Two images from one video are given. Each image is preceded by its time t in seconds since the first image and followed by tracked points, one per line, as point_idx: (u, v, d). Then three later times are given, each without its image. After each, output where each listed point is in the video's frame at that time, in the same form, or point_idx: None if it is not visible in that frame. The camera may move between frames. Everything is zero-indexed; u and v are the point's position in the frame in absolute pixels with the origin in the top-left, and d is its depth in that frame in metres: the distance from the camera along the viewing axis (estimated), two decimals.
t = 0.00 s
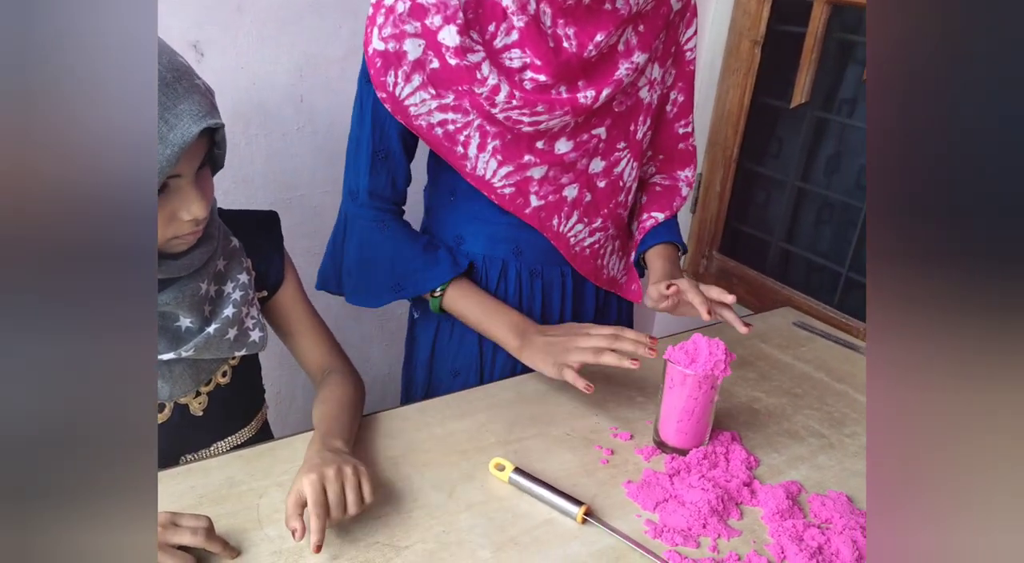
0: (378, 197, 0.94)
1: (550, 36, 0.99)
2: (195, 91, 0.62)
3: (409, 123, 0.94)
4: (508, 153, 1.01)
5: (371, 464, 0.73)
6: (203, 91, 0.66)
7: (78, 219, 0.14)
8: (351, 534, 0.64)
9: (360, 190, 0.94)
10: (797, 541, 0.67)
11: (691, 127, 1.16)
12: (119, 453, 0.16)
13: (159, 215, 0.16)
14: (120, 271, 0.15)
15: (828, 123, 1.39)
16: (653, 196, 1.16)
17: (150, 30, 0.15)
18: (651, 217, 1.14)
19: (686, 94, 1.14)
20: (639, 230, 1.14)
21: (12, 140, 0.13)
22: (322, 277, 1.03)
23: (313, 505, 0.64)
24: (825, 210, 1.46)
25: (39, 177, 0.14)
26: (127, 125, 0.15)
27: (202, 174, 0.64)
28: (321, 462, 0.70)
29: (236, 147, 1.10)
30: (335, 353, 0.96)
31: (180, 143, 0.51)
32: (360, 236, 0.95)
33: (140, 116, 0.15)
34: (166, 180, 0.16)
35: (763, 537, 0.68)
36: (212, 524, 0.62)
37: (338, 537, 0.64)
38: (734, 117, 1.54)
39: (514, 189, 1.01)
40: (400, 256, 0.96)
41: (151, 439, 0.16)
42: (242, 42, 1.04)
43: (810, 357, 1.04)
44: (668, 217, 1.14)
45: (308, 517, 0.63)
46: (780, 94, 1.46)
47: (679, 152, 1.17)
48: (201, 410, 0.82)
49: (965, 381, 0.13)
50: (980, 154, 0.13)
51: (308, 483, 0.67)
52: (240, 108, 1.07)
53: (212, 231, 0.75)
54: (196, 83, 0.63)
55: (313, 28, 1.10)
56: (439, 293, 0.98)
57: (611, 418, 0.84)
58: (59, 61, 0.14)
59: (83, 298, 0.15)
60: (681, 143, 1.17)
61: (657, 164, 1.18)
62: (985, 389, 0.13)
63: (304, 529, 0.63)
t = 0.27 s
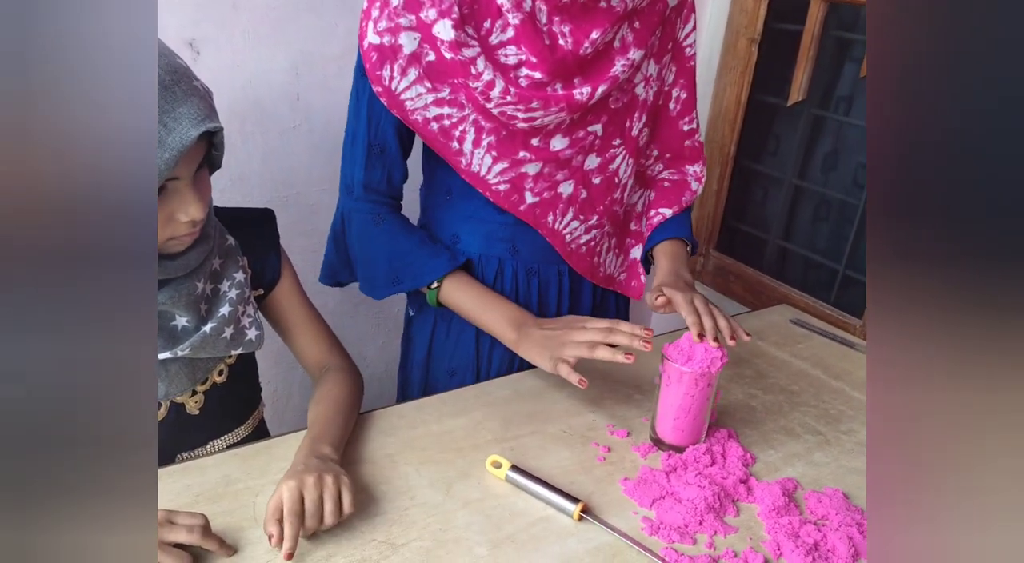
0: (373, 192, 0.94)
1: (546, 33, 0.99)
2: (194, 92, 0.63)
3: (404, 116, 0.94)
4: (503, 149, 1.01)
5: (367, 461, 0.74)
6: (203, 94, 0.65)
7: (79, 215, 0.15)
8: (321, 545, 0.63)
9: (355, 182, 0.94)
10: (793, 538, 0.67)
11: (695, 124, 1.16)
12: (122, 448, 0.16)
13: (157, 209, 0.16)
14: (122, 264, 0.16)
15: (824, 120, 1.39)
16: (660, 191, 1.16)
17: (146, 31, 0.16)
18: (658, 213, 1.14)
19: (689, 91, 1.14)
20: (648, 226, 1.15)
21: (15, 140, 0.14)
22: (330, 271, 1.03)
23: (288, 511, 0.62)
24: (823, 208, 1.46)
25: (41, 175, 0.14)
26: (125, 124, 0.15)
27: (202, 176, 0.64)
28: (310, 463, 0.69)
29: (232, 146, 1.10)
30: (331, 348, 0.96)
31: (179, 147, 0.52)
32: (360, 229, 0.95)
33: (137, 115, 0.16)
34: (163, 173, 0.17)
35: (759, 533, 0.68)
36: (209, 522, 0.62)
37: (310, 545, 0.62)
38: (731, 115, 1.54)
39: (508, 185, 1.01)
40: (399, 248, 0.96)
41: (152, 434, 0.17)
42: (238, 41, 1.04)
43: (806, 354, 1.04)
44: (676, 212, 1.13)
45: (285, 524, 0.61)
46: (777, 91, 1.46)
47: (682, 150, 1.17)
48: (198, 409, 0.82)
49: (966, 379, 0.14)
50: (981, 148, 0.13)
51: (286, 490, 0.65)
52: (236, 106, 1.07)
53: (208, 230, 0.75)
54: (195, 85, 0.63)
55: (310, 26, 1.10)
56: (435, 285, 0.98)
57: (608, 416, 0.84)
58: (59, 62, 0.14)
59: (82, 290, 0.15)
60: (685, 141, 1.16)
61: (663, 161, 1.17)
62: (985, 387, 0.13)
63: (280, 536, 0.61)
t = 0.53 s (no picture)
0: (370, 186, 0.94)
1: (544, 29, 0.99)
2: (193, 91, 0.63)
3: (403, 111, 0.94)
4: (499, 144, 1.01)
5: (363, 458, 0.74)
6: (201, 93, 0.65)
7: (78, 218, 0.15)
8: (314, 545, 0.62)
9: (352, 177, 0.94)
10: (790, 536, 0.67)
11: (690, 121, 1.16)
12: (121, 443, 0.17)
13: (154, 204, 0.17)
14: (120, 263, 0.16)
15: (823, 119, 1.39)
16: (653, 187, 1.17)
17: (139, 30, 0.16)
18: (653, 209, 1.15)
19: (685, 89, 1.14)
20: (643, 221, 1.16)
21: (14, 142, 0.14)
22: (330, 268, 1.04)
23: (282, 510, 0.62)
24: (820, 207, 1.46)
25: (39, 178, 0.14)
26: (123, 121, 0.16)
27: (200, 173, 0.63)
28: (306, 461, 0.69)
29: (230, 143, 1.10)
30: (327, 344, 0.97)
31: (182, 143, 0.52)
32: (358, 224, 0.96)
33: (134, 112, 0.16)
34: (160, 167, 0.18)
35: (756, 532, 0.68)
36: (205, 519, 0.62)
37: (304, 544, 0.62)
38: (730, 113, 1.54)
39: (504, 181, 1.01)
40: (399, 244, 0.96)
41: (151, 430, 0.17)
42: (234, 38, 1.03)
43: (804, 353, 1.04)
44: (670, 207, 1.15)
45: (280, 523, 0.61)
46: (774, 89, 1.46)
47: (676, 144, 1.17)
48: (195, 406, 0.81)
49: (971, 375, 0.14)
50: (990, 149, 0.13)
51: (281, 490, 0.65)
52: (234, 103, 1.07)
53: (207, 227, 0.75)
54: (195, 83, 0.63)
55: (306, 21, 1.11)
56: (434, 277, 0.97)
57: (605, 413, 0.84)
58: (53, 62, 0.14)
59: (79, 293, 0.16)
60: (680, 137, 1.17)
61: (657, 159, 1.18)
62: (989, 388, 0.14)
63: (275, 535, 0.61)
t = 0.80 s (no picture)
0: (374, 187, 0.92)
1: (544, 29, 0.99)
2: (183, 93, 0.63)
3: (404, 112, 0.93)
4: (497, 145, 1.01)
5: (355, 460, 0.74)
6: (189, 92, 0.65)
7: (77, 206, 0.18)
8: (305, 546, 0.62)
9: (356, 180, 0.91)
10: (781, 538, 0.67)
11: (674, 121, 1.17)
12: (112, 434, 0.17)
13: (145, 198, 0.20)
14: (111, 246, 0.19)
15: (817, 122, 1.40)
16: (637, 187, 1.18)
17: (136, 48, 0.19)
18: (639, 209, 1.16)
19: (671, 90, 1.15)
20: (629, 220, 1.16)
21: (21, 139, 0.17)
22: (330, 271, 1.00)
23: (272, 512, 0.62)
24: (813, 210, 1.46)
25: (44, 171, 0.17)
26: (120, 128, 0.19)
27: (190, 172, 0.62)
28: (296, 465, 0.69)
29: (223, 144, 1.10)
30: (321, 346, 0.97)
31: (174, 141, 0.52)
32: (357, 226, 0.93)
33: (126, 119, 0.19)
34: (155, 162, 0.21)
35: (747, 534, 0.68)
36: (195, 522, 0.61)
37: (294, 547, 0.62)
38: (724, 116, 1.55)
39: (502, 181, 1.02)
40: (399, 247, 0.92)
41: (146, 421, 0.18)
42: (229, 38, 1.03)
43: (796, 356, 1.04)
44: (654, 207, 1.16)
45: (270, 526, 0.61)
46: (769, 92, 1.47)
47: (660, 148, 1.18)
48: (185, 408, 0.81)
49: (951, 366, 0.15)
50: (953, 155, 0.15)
51: (271, 493, 0.64)
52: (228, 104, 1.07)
53: (198, 229, 0.75)
54: (184, 82, 0.63)
55: (301, 21, 1.11)
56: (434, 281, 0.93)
57: (597, 416, 0.84)
58: (60, 73, 0.17)
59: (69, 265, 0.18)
60: (664, 137, 1.18)
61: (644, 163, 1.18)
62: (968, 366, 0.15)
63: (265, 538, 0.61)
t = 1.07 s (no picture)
0: (372, 188, 0.91)
1: (539, 25, 0.99)
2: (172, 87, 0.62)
3: (398, 107, 0.92)
4: (492, 140, 1.01)
5: (349, 459, 0.73)
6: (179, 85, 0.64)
7: (73, 210, 0.16)
8: (321, 536, 0.63)
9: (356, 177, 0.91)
10: (774, 537, 0.67)
11: (671, 124, 1.15)
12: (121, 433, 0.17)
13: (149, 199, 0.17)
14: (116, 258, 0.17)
15: (811, 121, 1.40)
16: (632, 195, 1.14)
17: (146, 36, 0.17)
18: (631, 213, 1.13)
19: (666, 89, 1.14)
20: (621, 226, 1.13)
21: (20, 137, 0.15)
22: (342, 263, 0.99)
23: (286, 501, 0.63)
24: (807, 210, 1.45)
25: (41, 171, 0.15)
26: (117, 118, 0.16)
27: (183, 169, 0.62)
28: (301, 456, 0.69)
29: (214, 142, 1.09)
30: (315, 348, 0.96)
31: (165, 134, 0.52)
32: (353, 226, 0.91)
33: (128, 110, 0.17)
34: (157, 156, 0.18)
35: (740, 533, 0.68)
36: (186, 521, 0.61)
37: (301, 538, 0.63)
38: (718, 114, 1.55)
39: (496, 177, 1.01)
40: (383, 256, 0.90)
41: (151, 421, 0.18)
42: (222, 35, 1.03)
43: (790, 354, 1.05)
44: (649, 213, 1.12)
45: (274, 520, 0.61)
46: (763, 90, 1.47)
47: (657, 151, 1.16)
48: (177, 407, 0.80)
49: (966, 359, 0.16)
50: (993, 154, 0.15)
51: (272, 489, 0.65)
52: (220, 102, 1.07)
53: (192, 225, 0.75)
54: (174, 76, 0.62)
55: (294, 20, 1.10)
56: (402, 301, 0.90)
57: (591, 414, 0.84)
58: (61, 64, 0.15)
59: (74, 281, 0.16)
60: (660, 141, 1.16)
61: (638, 165, 1.16)
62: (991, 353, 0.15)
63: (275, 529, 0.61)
